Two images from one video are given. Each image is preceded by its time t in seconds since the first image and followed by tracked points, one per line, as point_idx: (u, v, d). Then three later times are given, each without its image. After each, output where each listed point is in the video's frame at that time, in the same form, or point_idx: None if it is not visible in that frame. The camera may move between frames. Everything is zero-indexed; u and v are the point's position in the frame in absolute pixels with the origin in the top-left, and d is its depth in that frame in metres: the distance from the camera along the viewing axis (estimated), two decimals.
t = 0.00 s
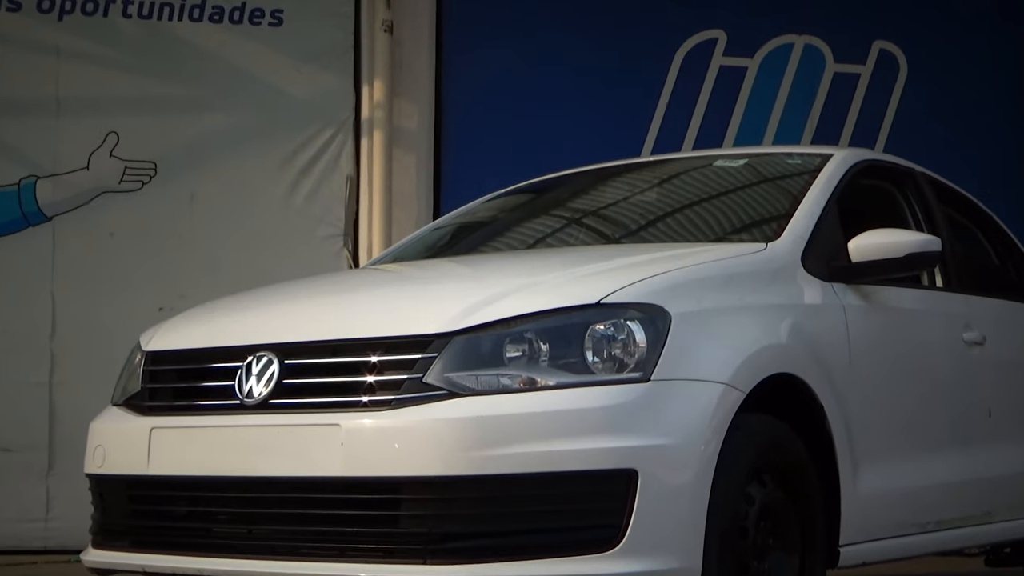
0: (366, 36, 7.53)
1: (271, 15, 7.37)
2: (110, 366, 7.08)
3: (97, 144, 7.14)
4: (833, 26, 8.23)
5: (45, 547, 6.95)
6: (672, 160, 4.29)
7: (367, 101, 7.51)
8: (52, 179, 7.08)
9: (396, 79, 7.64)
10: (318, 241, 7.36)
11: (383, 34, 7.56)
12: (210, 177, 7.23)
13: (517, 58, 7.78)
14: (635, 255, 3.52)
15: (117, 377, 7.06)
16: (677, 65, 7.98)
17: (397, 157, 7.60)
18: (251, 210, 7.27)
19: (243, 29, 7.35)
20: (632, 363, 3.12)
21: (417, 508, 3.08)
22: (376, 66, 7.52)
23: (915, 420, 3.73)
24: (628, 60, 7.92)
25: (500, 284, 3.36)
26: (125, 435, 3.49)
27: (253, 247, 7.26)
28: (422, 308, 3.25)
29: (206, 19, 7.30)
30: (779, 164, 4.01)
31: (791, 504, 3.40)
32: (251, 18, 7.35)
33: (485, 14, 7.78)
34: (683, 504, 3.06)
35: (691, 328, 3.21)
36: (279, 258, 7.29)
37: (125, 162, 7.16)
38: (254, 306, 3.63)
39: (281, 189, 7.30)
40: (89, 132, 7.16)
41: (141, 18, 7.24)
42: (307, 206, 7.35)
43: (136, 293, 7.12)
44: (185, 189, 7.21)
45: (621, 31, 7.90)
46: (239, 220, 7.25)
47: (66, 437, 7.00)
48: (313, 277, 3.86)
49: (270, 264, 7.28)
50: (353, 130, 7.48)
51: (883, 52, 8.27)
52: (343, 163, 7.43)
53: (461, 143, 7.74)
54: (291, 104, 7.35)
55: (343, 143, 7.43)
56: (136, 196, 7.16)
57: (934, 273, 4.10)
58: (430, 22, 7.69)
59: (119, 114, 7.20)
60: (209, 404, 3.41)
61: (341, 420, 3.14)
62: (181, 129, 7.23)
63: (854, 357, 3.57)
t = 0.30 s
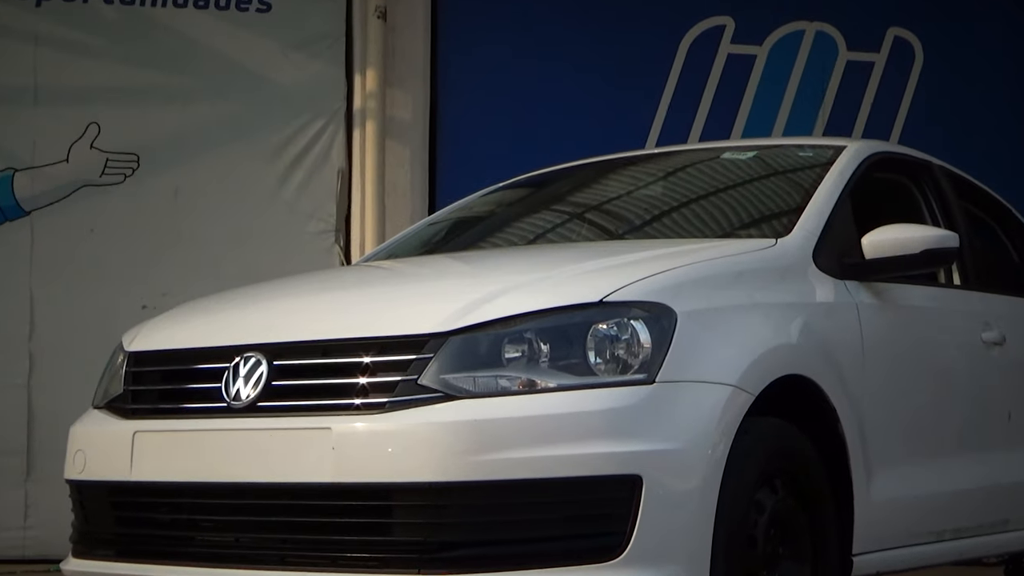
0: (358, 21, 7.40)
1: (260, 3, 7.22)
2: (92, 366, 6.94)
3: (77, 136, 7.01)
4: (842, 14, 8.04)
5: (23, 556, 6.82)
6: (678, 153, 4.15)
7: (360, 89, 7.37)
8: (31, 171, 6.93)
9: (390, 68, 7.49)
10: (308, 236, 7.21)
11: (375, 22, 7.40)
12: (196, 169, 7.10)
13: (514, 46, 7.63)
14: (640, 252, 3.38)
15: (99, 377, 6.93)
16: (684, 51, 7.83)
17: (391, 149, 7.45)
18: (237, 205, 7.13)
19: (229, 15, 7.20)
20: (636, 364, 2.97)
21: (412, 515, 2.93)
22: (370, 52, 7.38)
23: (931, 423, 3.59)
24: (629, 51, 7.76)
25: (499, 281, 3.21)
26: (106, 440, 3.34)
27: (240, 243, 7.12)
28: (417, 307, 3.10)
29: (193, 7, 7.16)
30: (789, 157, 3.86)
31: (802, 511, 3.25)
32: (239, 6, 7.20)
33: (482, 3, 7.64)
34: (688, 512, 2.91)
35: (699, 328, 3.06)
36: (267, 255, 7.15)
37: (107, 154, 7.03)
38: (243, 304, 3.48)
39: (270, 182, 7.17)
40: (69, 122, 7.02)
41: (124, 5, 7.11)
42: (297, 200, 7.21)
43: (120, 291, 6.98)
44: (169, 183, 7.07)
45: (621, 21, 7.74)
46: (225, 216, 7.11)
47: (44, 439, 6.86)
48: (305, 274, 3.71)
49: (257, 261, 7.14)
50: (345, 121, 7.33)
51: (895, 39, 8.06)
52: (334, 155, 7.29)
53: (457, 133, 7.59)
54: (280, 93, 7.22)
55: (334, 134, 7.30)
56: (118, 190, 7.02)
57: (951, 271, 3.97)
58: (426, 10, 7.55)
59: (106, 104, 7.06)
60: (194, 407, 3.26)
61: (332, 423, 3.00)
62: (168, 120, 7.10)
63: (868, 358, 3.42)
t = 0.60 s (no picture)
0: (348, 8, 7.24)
1: None
2: (73, 368, 6.81)
3: (56, 128, 6.87)
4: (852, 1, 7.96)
5: None
6: (683, 146, 4.00)
7: (352, 79, 7.22)
8: (8, 164, 6.81)
9: (382, 57, 7.39)
10: (298, 232, 7.10)
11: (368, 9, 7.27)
12: (181, 160, 6.99)
13: (510, 35, 7.50)
14: (645, 249, 3.23)
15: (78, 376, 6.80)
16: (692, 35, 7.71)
17: (384, 142, 7.36)
18: (222, 200, 7.02)
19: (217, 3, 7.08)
20: (640, 366, 2.82)
21: (408, 524, 2.78)
22: (361, 42, 7.23)
23: (947, 428, 3.46)
24: (626, 44, 7.63)
25: (497, 280, 3.06)
26: (86, 445, 3.20)
27: (224, 240, 7.02)
28: (410, 308, 2.95)
29: None
30: (799, 150, 3.72)
31: (813, 520, 3.11)
32: None
33: None
34: (694, 522, 2.77)
35: (706, 328, 2.91)
36: (253, 253, 7.05)
37: (86, 146, 6.90)
38: (230, 303, 3.33)
39: (258, 175, 7.05)
40: (47, 114, 6.88)
41: None
42: (285, 194, 7.09)
43: (102, 289, 6.88)
44: (152, 176, 6.95)
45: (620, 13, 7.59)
46: (210, 212, 7.01)
47: (21, 443, 6.72)
48: (295, 271, 3.57)
49: (244, 259, 7.03)
50: (336, 112, 7.20)
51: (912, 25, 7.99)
52: (325, 149, 7.16)
53: (452, 126, 7.48)
54: (271, 84, 7.08)
55: (324, 128, 7.16)
56: (99, 182, 6.90)
57: (969, 269, 3.84)
58: None
59: (91, 92, 6.93)
60: (178, 411, 3.11)
61: (322, 428, 2.85)
62: (154, 109, 6.98)
63: (882, 360, 3.29)
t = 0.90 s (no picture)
0: None
1: None
2: (53, 368, 6.66)
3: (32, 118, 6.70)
4: None
5: None
6: (687, 138, 3.87)
7: (343, 67, 7.20)
8: None
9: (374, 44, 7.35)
10: (287, 227, 7.04)
11: None
12: (166, 152, 6.87)
13: (502, 23, 7.50)
14: (649, 245, 3.10)
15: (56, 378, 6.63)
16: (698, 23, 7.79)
17: (376, 131, 7.31)
18: (208, 193, 6.92)
19: None
20: (644, 367, 2.69)
21: (402, 533, 2.64)
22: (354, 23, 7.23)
23: (964, 430, 3.33)
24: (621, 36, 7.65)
25: (493, 276, 2.93)
26: (65, 450, 3.06)
27: (211, 234, 6.92)
28: (403, 306, 2.82)
29: None
30: (809, 142, 3.59)
31: (825, 528, 2.97)
32: None
33: None
34: (701, 529, 2.63)
35: (713, 326, 2.78)
36: (239, 246, 6.96)
37: (65, 138, 6.75)
38: (216, 302, 3.20)
39: (246, 167, 6.97)
40: (25, 106, 6.70)
41: None
42: (272, 185, 7.02)
43: (83, 287, 6.73)
44: (134, 169, 6.83)
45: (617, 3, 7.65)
46: (195, 206, 6.90)
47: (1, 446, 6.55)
48: (284, 270, 3.44)
49: (230, 253, 6.95)
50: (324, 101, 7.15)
51: (928, 12, 8.18)
52: (315, 140, 7.11)
53: (445, 117, 7.45)
54: (261, 71, 7.03)
55: (313, 116, 7.11)
56: (79, 175, 6.75)
57: (987, 266, 3.73)
58: None
59: (73, 82, 6.77)
60: (161, 414, 2.98)
61: (312, 432, 2.71)
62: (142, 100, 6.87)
63: (896, 360, 3.15)
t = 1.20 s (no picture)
0: None
1: None
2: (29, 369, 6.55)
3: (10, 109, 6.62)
4: None
5: None
6: (695, 131, 3.73)
7: (335, 55, 7.19)
8: None
9: (366, 33, 7.34)
10: (276, 224, 7.03)
11: None
12: (151, 146, 6.84)
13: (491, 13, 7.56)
14: (655, 242, 2.96)
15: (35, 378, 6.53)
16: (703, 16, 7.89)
17: (369, 124, 7.28)
18: (193, 188, 6.90)
19: None
20: (649, 370, 2.55)
21: (393, 544, 2.50)
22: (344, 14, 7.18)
23: (985, 436, 3.20)
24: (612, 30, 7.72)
25: (490, 275, 2.80)
26: (42, 458, 2.92)
27: (196, 231, 6.89)
28: (397, 305, 2.69)
29: None
30: (821, 135, 3.45)
31: (838, 539, 2.83)
32: None
33: None
34: (709, 541, 2.49)
35: (722, 327, 2.64)
36: (225, 243, 6.93)
37: (43, 130, 6.68)
38: (202, 301, 3.07)
39: (233, 161, 6.96)
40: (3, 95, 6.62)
41: None
42: (260, 179, 7.01)
43: (61, 286, 6.65)
44: (116, 163, 6.77)
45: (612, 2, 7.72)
46: (180, 201, 6.87)
47: None
48: (273, 268, 3.31)
49: (215, 249, 6.91)
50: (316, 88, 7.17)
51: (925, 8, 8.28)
52: (305, 133, 7.12)
53: (437, 108, 7.48)
54: (248, 61, 7.02)
55: (304, 105, 7.12)
56: (57, 168, 6.68)
57: (1008, 265, 3.62)
58: None
59: (55, 72, 6.72)
60: (142, 419, 2.84)
61: (301, 438, 2.57)
62: (127, 90, 6.82)
63: (913, 363, 3.02)
